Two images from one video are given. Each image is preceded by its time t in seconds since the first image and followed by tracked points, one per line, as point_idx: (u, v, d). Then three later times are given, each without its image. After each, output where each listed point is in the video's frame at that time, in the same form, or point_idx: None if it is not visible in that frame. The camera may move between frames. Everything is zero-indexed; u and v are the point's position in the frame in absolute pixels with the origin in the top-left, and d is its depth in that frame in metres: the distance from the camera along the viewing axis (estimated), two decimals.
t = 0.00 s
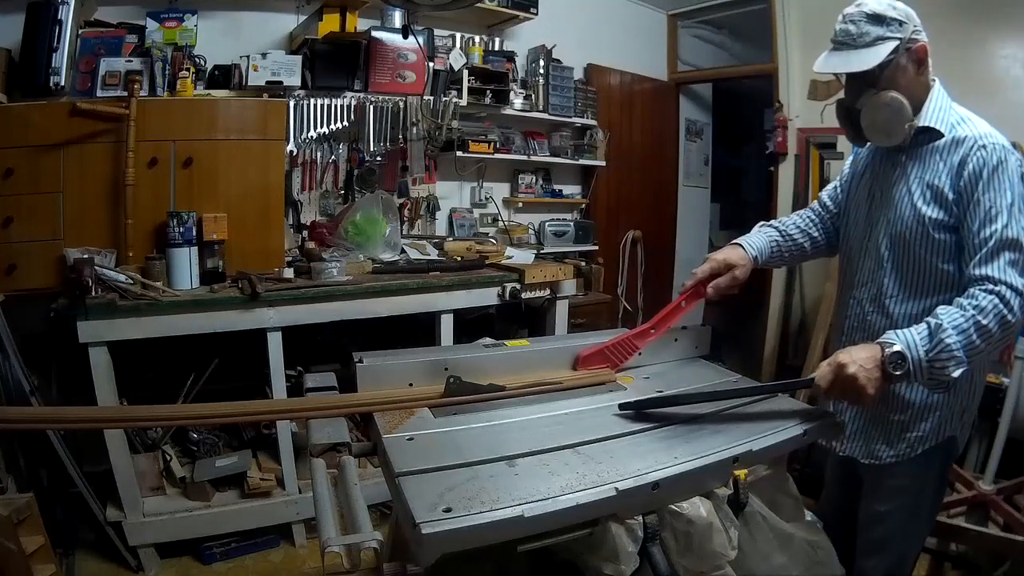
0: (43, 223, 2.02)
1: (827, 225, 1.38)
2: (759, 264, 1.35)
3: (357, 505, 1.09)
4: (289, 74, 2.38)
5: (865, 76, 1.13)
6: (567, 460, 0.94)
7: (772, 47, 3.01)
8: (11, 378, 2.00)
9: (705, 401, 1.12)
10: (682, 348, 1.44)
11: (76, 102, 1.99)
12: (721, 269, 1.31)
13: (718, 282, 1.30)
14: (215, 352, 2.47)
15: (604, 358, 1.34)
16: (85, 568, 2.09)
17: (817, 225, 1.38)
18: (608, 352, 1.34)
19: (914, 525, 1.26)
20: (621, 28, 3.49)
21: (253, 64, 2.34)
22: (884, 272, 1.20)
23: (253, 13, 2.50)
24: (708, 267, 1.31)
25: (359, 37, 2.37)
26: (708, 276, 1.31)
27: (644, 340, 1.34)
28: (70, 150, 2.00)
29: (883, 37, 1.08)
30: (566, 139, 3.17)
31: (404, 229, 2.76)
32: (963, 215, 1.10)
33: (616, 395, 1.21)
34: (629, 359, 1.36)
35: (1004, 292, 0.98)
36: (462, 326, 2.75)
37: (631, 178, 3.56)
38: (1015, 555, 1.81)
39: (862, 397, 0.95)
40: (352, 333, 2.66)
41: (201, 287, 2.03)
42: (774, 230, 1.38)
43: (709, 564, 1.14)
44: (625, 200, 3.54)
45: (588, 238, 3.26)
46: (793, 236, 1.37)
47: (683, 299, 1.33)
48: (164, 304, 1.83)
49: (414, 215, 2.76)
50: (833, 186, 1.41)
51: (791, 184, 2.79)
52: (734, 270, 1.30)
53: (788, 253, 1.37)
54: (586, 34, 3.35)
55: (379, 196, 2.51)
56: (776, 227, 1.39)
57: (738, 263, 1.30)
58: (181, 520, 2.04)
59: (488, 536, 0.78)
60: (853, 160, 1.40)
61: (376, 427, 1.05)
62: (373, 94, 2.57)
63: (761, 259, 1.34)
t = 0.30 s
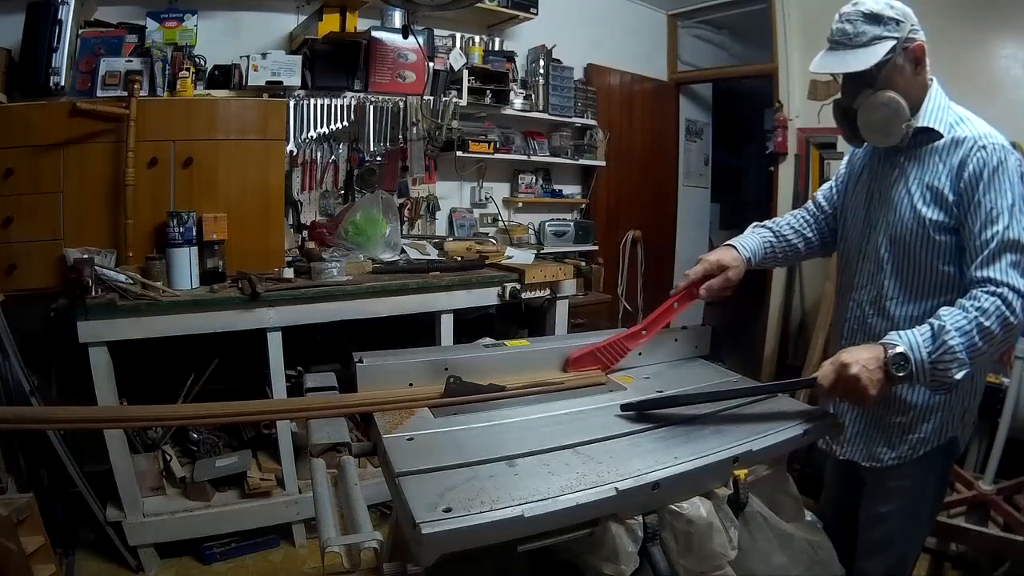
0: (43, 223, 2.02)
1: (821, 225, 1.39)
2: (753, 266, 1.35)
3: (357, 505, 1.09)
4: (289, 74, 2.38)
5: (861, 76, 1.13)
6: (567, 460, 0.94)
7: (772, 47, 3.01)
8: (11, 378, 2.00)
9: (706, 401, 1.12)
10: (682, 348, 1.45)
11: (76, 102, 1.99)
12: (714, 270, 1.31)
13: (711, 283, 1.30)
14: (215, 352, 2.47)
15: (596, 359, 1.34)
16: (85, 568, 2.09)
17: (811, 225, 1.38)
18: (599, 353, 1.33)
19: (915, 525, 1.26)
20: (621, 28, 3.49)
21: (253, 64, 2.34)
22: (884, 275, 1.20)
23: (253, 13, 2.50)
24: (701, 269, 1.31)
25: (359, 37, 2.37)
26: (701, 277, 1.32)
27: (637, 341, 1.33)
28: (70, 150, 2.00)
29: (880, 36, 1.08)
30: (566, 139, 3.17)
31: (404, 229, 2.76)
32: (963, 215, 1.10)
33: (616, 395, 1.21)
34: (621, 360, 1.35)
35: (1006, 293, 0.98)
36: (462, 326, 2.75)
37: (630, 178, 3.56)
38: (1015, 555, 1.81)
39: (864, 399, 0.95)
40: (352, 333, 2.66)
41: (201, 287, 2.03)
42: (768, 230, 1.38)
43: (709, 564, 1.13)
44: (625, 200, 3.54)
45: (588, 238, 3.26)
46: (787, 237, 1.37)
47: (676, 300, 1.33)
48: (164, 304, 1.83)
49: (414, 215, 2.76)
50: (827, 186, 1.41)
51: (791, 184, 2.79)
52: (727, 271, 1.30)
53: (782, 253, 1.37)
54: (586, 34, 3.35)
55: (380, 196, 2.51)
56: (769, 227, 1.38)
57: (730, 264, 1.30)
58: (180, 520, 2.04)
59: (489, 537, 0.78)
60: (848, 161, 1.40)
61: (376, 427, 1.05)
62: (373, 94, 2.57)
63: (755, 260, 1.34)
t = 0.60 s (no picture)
0: (43, 223, 2.02)
1: (815, 225, 1.39)
2: (746, 266, 1.34)
3: (357, 505, 1.09)
4: (289, 74, 2.38)
5: (860, 76, 1.13)
6: (567, 460, 0.93)
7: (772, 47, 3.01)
8: (11, 378, 2.00)
9: (707, 401, 1.12)
10: (683, 348, 1.45)
11: (76, 102, 1.99)
12: (707, 270, 1.30)
13: (703, 283, 1.29)
14: (215, 352, 2.47)
15: (587, 361, 1.33)
16: (85, 568, 2.09)
17: (805, 225, 1.38)
18: (590, 354, 1.33)
19: (916, 525, 1.26)
20: (620, 28, 3.49)
21: (253, 64, 2.34)
22: (884, 277, 1.20)
23: (253, 14, 2.50)
24: (693, 268, 1.30)
25: (359, 37, 2.37)
26: (693, 277, 1.30)
27: (628, 342, 1.33)
28: (70, 150, 2.00)
29: (880, 37, 1.08)
30: (566, 139, 3.17)
31: (403, 229, 2.76)
32: (964, 216, 1.10)
33: (616, 395, 1.21)
34: (613, 361, 1.35)
35: (1011, 294, 0.98)
36: (462, 327, 2.75)
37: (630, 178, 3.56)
38: (1015, 555, 1.81)
39: (869, 400, 0.95)
40: (352, 333, 2.65)
41: (201, 287, 2.03)
42: (761, 230, 1.37)
43: (709, 564, 1.13)
44: (625, 200, 3.54)
45: (588, 238, 3.26)
46: (780, 236, 1.37)
47: (668, 300, 1.32)
48: (164, 304, 1.83)
49: (414, 215, 2.76)
50: (822, 186, 1.41)
51: (791, 185, 2.79)
52: (719, 271, 1.29)
53: (775, 253, 1.37)
54: (586, 34, 3.35)
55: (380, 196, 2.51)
56: (763, 227, 1.38)
57: (723, 265, 1.30)
58: (180, 520, 2.04)
59: (488, 537, 0.78)
60: (843, 160, 1.39)
61: (376, 427, 1.05)
62: (373, 94, 2.57)
63: (747, 260, 1.34)
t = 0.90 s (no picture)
0: (43, 223, 2.02)
1: (810, 225, 1.38)
2: (740, 267, 1.34)
3: (357, 505, 1.09)
4: (290, 74, 2.38)
5: (857, 76, 1.13)
6: (567, 460, 0.93)
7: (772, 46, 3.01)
8: (11, 378, 2.00)
9: (707, 402, 1.12)
10: (683, 348, 1.45)
11: (76, 102, 1.99)
12: (699, 271, 1.30)
13: (695, 283, 1.30)
14: (215, 352, 2.47)
15: (578, 362, 1.32)
16: (85, 568, 2.09)
17: (799, 225, 1.38)
18: (581, 355, 1.32)
19: (916, 525, 1.26)
20: (620, 28, 3.49)
21: (253, 64, 2.34)
22: (884, 278, 1.20)
23: (253, 14, 2.50)
24: (685, 269, 1.30)
25: (359, 38, 2.37)
26: (686, 278, 1.31)
27: (619, 343, 1.33)
28: (70, 150, 2.00)
29: (877, 36, 1.08)
30: (566, 139, 3.17)
31: (403, 229, 2.76)
32: (964, 216, 1.10)
33: (616, 394, 1.21)
34: (604, 363, 1.34)
35: (1014, 293, 0.98)
36: (462, 327, 2.75)
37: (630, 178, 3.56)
38: (1015, 555, 1.81)
39: (872, 401, 0.95)
40: (351, 333, 2.66)
41: (201, 287, 2.03)
42: (755, 230, 1.37)
43: (709, 564, 1.13)
44: (625, 200, 3.54)
45: (588, 238, 3.26)
46: (774, 236, 1.37)
47: (661, 302, 1.32)
48: (164, 304, 1.83)
49: (414, 215, 2.76)
50: (817, 186, 1.41)
51: (791, 184, 2.79)
52: (712, 272, 1.29)
53: (769, 253, 1.37)
54: (586, 34, 3.35)
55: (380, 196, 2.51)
56: (756, 227, 1.38)
57: (715, 265, 1.30)
58: (180, 520, 2.04)
59: (488, 537, 0.78)
60: (838, 160, 1.40)
61: (376, 427, 1.05)
62: (373, 95, 2.57)
63: (740, 260, 1.33)
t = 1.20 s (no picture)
0: (43, 223, 2.02)
1: (804, 225, 1.38)
2: (734, 268, 1.34)
3: (357, 505, 1.09)
4: (290, 74, 2.38)
5: (854, 77, 1.13)
6: (567, 460, 0.93)
7: (772, 46, 3.01)
8: (11, 378, 2.00)
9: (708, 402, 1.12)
10: (683, 348, 1.45)
11: (76, 102, 1.99)
12: (693, 271, 1.28)
13: (690, 284, 1.28)
14: (215, 352, 2.47)
15: (569, 362, 1.31)
16: (85, 568, 2.09)
17: (794, 225, 1.38)
18: (572, 356, 1.31)
19: (916, 525, 1.26)
20: (620, 28, 3.49)
21: (253, 64, 2.34)
22: (883, 279, 1.20)
23: (253, 14, 2.50)
24: (680, 269, 1.28)
25: (359, 38, 2.37)
26: (680, 278, 1.29)
27: (611, 344, 1.31)
28: (70, 150, 2.00)
29: (874, 37, 1.08)
30: (566, 139, 3.17)
31: (403, 229, 2.76)
32: (963, 217, 1.10)
33: (616, 394, 1.21)
34: (595, 365, 1.33)
35: (1014, 293, 0.98)
36: (462, 327, 2.75)
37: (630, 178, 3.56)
38: (1015, 555, 1.81)
39: (872, 402, 0.95)
40: (351, 333, 2.66)
41: (201, 287, 2.03)
42: (750, 231, 1.37)
43: (709, 564, 1.13)
44: (625, 200, 3.54)
45: (588, 238, 3.26)
46: (769, 237, 1.36)
47: (654, 303, 1.32)
48: (164, 304, 1.83)
49: (414, 215, 2.76)
50: (812, 186, 1.41)
51: (791, 184, 2.79)
52: (706, 273, 1.28)
53: (764, 253, 1.36)
54: (586, 34, 3.35)
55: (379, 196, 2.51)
56: (751, 227, 1.38)
57: (710, 266, 1.28)
58: (180, 520, 2.04)
59: (488, 537, 0.78)
60: (833, 160, 1.40)
61: (376, 427, 1.05)
62: (373, 94, 2.57)
63: (735, 260, 1.33)
